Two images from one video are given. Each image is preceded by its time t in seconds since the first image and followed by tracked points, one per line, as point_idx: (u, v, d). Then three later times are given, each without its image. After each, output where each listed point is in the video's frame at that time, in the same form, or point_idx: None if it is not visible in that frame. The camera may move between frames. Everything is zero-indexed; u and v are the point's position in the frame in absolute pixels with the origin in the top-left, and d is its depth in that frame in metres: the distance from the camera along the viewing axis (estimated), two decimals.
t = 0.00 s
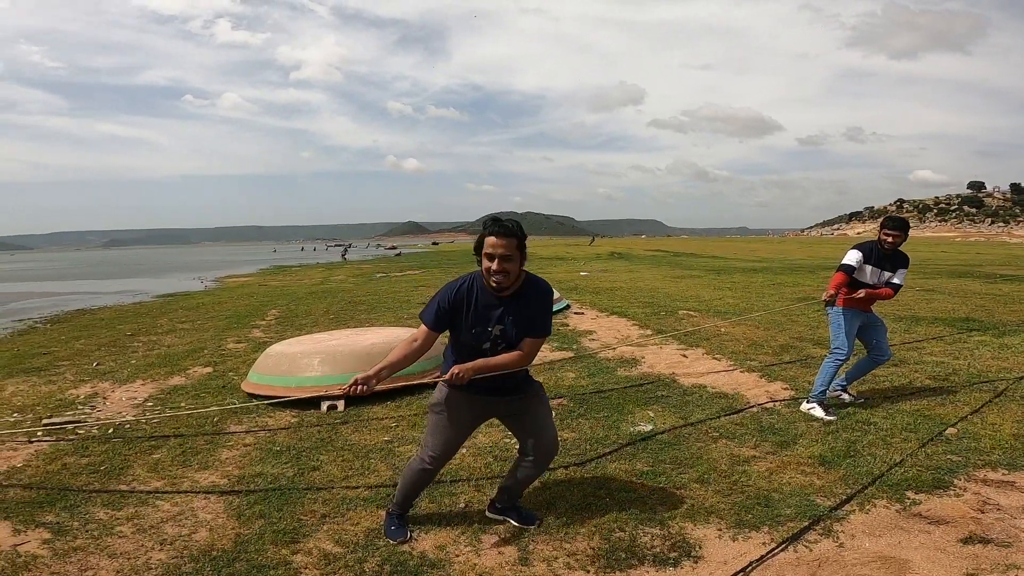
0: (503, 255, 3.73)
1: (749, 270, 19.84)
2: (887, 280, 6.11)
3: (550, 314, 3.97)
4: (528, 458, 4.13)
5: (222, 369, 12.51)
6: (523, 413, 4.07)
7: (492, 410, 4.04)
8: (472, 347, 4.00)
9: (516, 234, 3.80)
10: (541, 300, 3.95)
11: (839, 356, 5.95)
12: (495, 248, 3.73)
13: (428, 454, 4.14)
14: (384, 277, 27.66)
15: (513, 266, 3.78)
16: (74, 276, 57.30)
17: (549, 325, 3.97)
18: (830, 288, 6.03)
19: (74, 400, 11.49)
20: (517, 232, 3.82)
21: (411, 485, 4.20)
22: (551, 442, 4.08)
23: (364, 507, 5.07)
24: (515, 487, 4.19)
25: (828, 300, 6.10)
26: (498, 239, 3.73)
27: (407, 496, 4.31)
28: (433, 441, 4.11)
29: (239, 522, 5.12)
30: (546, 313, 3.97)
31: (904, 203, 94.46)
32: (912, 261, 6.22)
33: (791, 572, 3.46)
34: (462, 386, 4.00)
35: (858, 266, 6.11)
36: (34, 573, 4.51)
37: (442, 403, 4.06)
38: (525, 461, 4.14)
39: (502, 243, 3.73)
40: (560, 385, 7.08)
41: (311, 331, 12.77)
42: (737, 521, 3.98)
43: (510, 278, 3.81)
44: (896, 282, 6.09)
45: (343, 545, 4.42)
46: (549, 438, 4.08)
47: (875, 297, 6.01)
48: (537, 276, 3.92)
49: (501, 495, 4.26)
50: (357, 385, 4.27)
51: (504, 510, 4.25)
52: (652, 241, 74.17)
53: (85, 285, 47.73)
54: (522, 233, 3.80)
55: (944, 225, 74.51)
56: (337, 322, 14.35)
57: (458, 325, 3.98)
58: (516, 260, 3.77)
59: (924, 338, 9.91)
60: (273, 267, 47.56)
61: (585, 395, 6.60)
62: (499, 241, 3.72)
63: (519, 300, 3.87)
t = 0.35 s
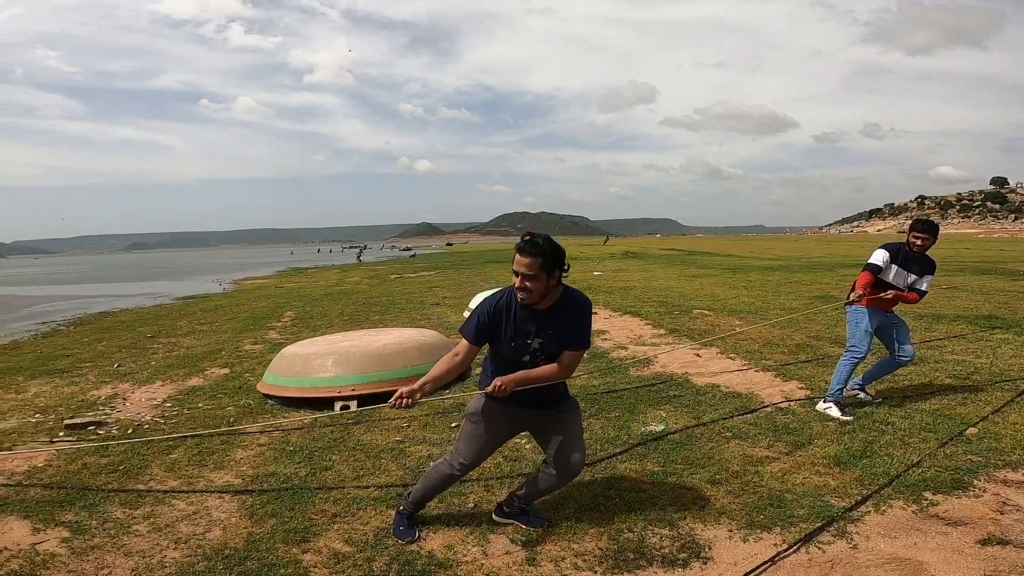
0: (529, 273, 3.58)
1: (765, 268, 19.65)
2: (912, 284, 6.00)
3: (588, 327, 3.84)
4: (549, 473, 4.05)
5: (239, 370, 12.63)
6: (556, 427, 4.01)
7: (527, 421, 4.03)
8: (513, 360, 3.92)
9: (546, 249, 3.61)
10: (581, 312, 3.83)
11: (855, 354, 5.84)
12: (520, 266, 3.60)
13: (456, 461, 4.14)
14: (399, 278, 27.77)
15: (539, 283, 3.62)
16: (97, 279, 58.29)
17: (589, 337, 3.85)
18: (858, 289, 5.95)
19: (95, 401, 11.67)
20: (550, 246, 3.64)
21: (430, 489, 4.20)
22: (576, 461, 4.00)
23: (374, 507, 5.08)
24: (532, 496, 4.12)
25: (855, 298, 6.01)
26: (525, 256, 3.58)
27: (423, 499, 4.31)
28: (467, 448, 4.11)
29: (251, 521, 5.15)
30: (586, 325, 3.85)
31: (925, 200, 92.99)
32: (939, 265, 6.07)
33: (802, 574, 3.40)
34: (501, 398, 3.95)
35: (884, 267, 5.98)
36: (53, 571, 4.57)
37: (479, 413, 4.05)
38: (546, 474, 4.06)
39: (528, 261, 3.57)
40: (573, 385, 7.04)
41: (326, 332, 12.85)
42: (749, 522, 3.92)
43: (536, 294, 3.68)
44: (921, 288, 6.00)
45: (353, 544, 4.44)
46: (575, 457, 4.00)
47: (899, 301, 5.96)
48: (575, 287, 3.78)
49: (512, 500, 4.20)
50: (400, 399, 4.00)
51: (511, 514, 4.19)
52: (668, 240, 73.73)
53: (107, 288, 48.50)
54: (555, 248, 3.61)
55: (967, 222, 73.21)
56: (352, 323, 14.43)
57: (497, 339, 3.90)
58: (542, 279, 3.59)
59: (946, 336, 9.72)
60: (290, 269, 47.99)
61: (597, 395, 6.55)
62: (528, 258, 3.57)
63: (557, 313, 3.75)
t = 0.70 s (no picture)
0: (537, 267, 3.54)
1: (782, 264, 19.44)
2: (932, 285, 5.84)
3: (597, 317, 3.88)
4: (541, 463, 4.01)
5: (253, 366, 12.73)
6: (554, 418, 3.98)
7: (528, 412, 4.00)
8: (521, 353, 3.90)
9: (554, 240, 3.55)
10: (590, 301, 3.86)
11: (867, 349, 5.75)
12: (527, 259, 3.56)
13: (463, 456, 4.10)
14: (413, 275, 27.86)
15: (548, 277, 3.58)
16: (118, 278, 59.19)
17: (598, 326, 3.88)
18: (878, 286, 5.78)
19: (112, 396, 11.83)
20: (559, 237, 3.59)
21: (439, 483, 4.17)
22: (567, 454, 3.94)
23: (378, 501, 5.10)
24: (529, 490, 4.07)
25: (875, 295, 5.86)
26: (533, 250, 3.54)
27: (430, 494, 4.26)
28: (472, 444, 4.05)
29: (259, 515, 5.18)
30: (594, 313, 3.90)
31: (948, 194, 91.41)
32: (962, 270, 5.91)
33: (804, 572, 3.34)
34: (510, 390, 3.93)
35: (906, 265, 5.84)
36: (64, 562, 4.63)
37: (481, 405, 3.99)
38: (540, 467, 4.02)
39: (536, 254, 3.53)
40: (581, 381, 7.00)
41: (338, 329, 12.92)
42: (753, 519, 3.86)
43: (546, 287, 3.64)
44: (941, 289, 5.83)
45: (356, 538, 4.44)
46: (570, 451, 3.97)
47: (919, 299, 5.80)
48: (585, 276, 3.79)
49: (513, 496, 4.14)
50: (429, 391, 3.79)
51: (514, 510, 4.15)
52: (684, 237, 73.18)
53: (128, 286, 49.25)
54: (565, 239, 3.57)
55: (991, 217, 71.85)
56: (365, 320, 14.49)
57: (507, 332, 3.85)
58: (551, 272, 3.55)
59: (965, 332, 9.53)
60: (306, 266, 48.36)
61: (605, 391, 6.51)
62: (538, 251, 3.53)
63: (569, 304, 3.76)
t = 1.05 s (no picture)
0: (490, 248, 3.44)
1: (818, 267, 18.91)
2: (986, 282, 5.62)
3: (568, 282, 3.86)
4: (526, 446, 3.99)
5: (279, 347, 12.84)
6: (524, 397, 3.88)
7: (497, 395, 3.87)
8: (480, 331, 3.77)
9: (510, 218, 3.45)
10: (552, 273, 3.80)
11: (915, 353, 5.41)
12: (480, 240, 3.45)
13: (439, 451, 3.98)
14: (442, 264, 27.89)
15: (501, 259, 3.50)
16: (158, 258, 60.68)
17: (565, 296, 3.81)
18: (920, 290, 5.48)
19: (141, 373, 12.04)
20: (516, 213, 3.48)
21: (423, 479, 4.03)
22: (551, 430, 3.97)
23: (386, 487, 5.03)
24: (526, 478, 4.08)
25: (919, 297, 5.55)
26: (486, 231, 3.42)
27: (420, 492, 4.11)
28: (443, 437, 3.94)
29: (267, 496, 5.16)
30: (558, 286, 3.84)
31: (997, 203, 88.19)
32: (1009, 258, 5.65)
33: None
34: (473, 373, 3.78)
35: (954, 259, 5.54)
36: (73, 536, 4.65)
37: (447, 393, 3.87)
38: (528, 449, 3.98)
39: (488, 236, 3.42)
40: (601, 376, 6.84)
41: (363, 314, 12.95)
42: (766, 524, 3.69)
43: (502, 266, 3.53)
44: (995, 285, 5.61)
45: (360, 523, 4.37)
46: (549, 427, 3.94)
47: (969, 295, 5.49)
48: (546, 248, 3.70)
49: (518, 488, 4.14)
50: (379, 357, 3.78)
51: (520, 503, 4.14)
52: (718, 237, 72.01)
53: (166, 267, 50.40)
54: (523, 216, 3.47)
55: None
56: (390, 306, 14.50)
57: (464, 309, 3.75)
58: (504, 253, 3.47)
59: (1008, 342, 9.10)
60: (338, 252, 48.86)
61: (623, 387, 6.35)
62: (494, 229, 3.41)
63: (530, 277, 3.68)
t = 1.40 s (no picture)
0: (505, 244, 3.28)
1: (841, 288, 18.44)
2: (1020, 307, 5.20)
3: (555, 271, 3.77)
4: (505, 437, 3.85)
5: (285, 314, 12.75)
6: (503, 386, 3.77)
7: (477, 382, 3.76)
8: (451, 309, 3.65)
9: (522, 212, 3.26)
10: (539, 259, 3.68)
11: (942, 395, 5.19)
12: (493, 236, 3.26)
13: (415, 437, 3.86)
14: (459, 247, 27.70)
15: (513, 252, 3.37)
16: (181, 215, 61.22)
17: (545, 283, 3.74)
18: (954, 325, 5.11)
19: (146, 327, 12.01)
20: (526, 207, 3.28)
21: (400, 466, 3.90)
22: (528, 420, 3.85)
23: (369, 470, 4.88)
24: (505, 471, 3.93)
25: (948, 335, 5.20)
26: (501, 227, 3.23)
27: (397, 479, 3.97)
28: (418, 422, 3.81)
29: (243, 468, 5.03)
30: (544, 274, 3.74)
31: None
32: None
33: None
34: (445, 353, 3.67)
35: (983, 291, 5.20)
36: (33, 497, 4.61)
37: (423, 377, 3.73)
38: (504, 441, 3.86)
39: (503, 234, 3.24)
40: (603, 378, 6.62)
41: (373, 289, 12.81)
42: (750, 548, 3.49)
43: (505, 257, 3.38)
44: None
45: (334, 506, 4.24)
46: (525, 417, 3.81)
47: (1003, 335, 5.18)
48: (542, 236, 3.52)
49: (500, 485, 3.98)
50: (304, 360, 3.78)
51: (503, 501, 3.98)
52: (742, 250, 71.08)
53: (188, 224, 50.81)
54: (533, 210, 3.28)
55: None
56: (402, 282, 14.35)
57: (437, 285, 3.58)
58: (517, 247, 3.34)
59: None
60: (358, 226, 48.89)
61: (625, 391, 6.12)
62: (503, 221, 3.21)
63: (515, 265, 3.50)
